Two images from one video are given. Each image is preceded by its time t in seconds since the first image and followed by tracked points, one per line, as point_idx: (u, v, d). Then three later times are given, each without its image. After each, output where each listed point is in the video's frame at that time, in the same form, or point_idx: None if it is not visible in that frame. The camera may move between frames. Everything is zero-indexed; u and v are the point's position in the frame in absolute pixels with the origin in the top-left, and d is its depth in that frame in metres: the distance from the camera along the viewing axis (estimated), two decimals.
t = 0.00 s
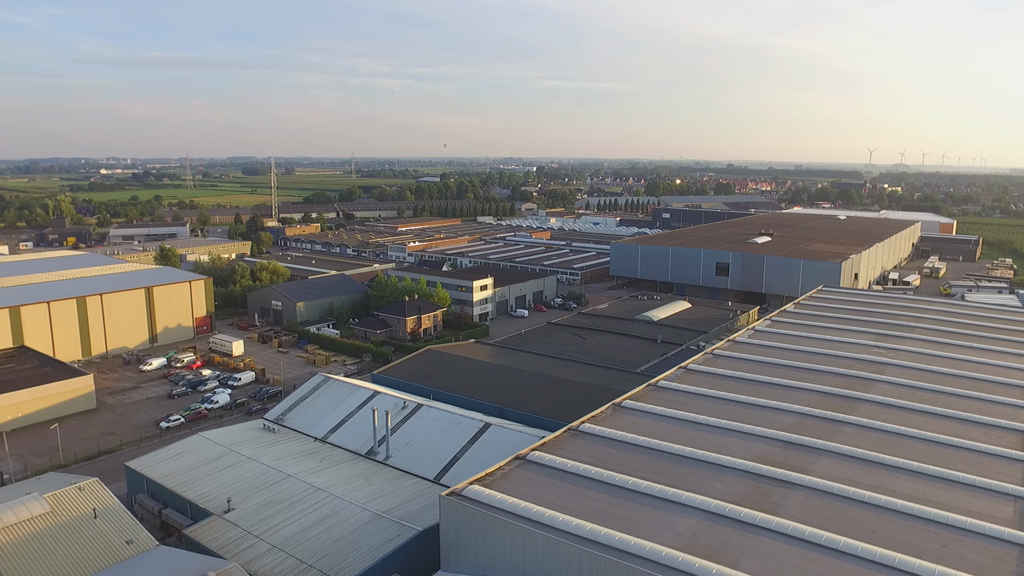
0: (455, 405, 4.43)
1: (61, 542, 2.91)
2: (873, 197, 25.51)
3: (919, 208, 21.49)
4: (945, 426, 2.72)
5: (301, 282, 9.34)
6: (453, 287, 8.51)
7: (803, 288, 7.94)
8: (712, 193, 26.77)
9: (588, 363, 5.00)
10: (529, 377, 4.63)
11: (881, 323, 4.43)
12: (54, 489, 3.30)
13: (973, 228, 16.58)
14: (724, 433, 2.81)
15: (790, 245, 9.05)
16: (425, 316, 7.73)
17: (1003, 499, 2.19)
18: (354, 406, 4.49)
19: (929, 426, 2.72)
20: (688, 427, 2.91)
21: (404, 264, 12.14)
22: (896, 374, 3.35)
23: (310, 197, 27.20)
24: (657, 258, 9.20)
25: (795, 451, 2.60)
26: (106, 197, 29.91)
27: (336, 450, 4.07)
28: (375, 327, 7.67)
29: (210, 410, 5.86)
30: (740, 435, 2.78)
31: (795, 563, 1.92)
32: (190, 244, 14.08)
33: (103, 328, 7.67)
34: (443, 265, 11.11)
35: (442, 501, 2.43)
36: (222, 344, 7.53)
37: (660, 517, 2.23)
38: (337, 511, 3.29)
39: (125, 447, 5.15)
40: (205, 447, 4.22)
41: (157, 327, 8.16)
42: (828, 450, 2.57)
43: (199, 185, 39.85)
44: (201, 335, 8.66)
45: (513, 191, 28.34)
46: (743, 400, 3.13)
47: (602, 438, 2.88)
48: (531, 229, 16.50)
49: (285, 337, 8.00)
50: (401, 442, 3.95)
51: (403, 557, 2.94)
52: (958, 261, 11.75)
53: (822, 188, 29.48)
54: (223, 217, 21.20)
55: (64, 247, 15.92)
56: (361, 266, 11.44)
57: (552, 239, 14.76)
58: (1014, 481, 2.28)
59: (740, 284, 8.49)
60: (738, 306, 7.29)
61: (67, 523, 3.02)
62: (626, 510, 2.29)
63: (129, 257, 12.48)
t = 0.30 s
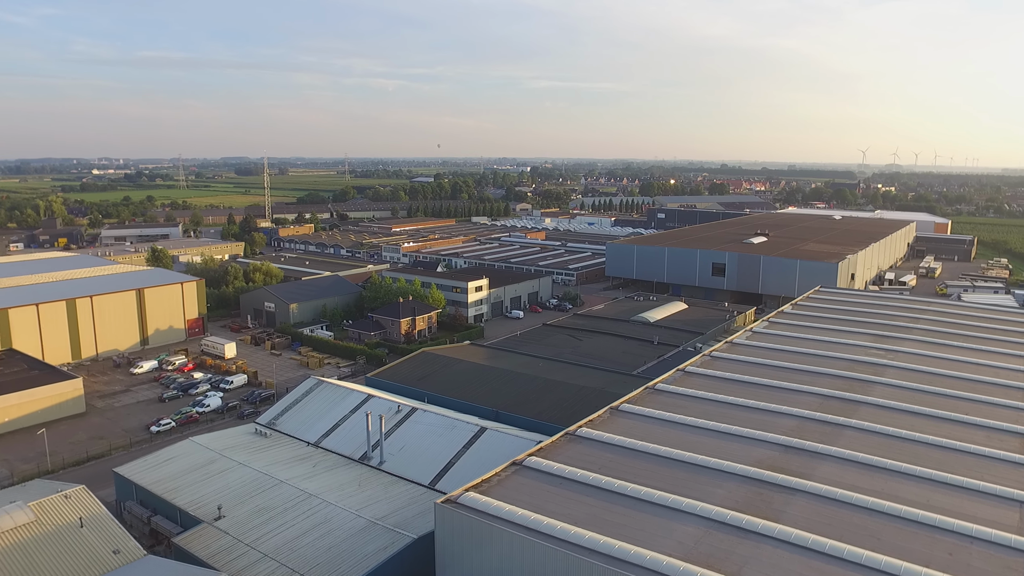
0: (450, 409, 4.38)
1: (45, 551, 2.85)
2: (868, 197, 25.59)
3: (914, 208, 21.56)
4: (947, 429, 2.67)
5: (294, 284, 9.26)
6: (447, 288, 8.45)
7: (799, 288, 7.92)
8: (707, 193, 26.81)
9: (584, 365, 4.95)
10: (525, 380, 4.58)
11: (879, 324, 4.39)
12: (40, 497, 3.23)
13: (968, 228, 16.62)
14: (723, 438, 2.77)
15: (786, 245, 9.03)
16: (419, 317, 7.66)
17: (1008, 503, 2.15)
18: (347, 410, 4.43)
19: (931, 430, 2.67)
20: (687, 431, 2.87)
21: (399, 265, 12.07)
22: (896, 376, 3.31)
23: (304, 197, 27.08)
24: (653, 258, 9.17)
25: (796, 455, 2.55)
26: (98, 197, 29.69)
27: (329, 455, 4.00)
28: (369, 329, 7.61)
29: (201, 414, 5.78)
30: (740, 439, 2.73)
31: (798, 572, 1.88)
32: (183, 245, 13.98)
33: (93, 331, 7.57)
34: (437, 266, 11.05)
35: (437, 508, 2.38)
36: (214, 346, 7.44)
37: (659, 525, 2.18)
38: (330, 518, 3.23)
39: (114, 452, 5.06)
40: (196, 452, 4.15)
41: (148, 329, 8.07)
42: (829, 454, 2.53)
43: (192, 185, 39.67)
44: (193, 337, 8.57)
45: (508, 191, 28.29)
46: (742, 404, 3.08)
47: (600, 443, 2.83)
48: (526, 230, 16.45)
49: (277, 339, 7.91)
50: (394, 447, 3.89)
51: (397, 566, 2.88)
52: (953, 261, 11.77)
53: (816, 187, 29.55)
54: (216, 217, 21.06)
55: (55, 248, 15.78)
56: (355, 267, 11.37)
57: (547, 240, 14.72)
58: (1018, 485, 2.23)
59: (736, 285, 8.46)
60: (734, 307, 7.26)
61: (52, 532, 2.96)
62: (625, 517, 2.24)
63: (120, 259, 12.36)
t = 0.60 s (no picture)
0: (441, 413, 4.32)
1: (23, 562, 2.77)
2: (857, 197, 25.72)
3: (903, 208, 21.69)
4: (943, 432, 2.64)
5: (282, 285, 9.15)
6: (438, 289, 8.38)
7: (791, 289, 7.91)
8: (697, 193, 26.87)
9: (576, 367, 4.90)
10: (516, 383, 4.53)
11: (872, 326, 4.38)
12: (18, 507, 3.14)
13: (957, 228, 16.74)
14: (719, 442, 2.73)
15: (778, 245, 9.03)
16: (409, 319, 7.58)
17: (1007, 507, 2.10)
18: (336, 415, 4.35)
19: (928, 433, 2.64)
20: (682, 436, 2.83)
21: (388, 266, 11.98)
22: (890, 378, 3.29)
23: (293, 198, 26.88)
24: (644, 259, 9.15)
25: (793, 459, 2.52)
26: (84, 197, 29.33)
27: (318, 460, 3.93)
28: (359, 331, 7.53)
29: (187, 418, 5.69)
30: (736, 444, 2.69)
31: None
32: (170, 246, 13.81)
33: (77, 333, 7.44)
34: (428, 267, 10.97)
35: (428, 515, 2.32)
36: (201, 349, 7.33)
37: (655, 532, 2.13)
38: (318, 526, 3.16)
39: (98, 458, 4.96)
40: (181, 458, 4.07)
41: (133, 331, 7.94)
42: (826, 458, 2.49)
43: (180, 185, 39.34)
44: (180, 339, 8.45)
45: (498, 192, 28.22)
46: (737, 407, 3.05)
47: (594, 447, 2.78)
48: (516, 230, 16.39)
49: (266, 341, 7.81)
50: (384, 452, 3.83)
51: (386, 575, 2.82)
52: (943, 260, 11.82)
53: (806, 187, 29.69)
54: (204, 218, 20.85)
55: (40, 249, 15.56)
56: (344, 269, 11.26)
57: (538, 240, 14.68)
58: (1017, 489, 2.19)
59: (728, 285, 8.45)
60: (726, 308, 7.24)
61: (31, 542, 2.88)
62: (620, 525, 2.20)
63: (106, 260, 12.18)
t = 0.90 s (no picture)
0: (429, 416, 4.25)
1: None
2: (843, 197, 25.92)
3: (888, 208, 21.88)
4: (937, 434, 2.61)
5: (268, 287, 9.04)
6: (425, 290, 8.30)
7: (779, 289, 7.92)
8: (685, 193, 26.97)
9: (566, 369, 4.85)
10: (505, 386, 4.47)
11: (862, 325, 4.36)
12: None
13: (942, 227, 16.89)
14: (712, 446, 2.69)
15: (766, 245, 9.04)
16: (396, 321, 7.50)
17: (1004, 512, 2.07)
18: (322, 420, 4.27)
19: (921, 435, 2.61)
20: (674, 439, 2.78)
21: (375, 267, 11.89)
22: (882, 379, 3.27)
23: (280, 199, 26.66)
24: (633, 259, 9.12)
25: (787, 463, 2.48)
26: (66, 198, 28.89)
27: (304, 467, 3.85)
28: (345, 333, 7.43)
29: (170, 424, 5.58)
30: (729, 447, 2.66)
31: None
32: (153, 247, 13.59)
33: (58, 337, 7.28)
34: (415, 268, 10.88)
35: (416, 525, 2.26)
36: (185, 352, 7.20)
37: (649, 541, 2.08)
38: (303, 535, 3.08)
39: (78, 466, 4.85)
40: (163, 466, 3.97)
41: (115, 335, 7.79)
42: (820, 462, 2.45)
43: (165, 187, 38.89)
44: (163, 342, 8.31)
45: (486, 192, 28.16)
46: (730, 410, 3.01)
47: (585, 452, 2.74)
48: (504, 231, 16.34)
49: (251, 344, 7.70)
50: (371, 458, 3.76)
51: None
52: (929, 259, 11.90)
53: (792, 187, 29.87)
54: (189, 219, 20.60)
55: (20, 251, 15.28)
56: (331, 270, 11.15)
57: (526, 241, 14.63)
58: (1013, 493, 2.16)
59: (716, 285, 8.45)
60: (716, 308, 7.23)
61: (4, 555, 2.78)
62: (613, 533, 2.14)
63: (88, 263, 11.98)
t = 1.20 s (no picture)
0: (413, 422, 4.19)
1: None
2: (825, 199, 26.20)
3: (870, 210, 22.14)
4: (924, 437, 2.61)
5: (249, 290, 8.90)
6: (409, 293, 8.22)
7: (764, 291, 7.95)
8: (668, 195, 27.11)
9: (551, 373, 4.81)
10: (490, 390, 4.42)
11: (848, 328, 4.37)
12: None
13: (922, 230, 17.10)
14: (701, 451, 2.65)
15: (751, 247, 9.07)
16: (380, 325, 7.42)
17: (996, 516, 2.05)
18: (304, 426, 4.19)
19: (910, 438, 2.60)
20: (662, 444, 2.75)
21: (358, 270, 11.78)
22: (869, 382, 3.26)
23: (262, 201, 26.40)
24: (618, 262, 9.12)
25: (776, 468, 2.45)
26: (43, 200, 28.37)
27: (285, 474, 3.77)
28: (328, 337, 7.34)
29: (149, 430, 5.45)
30: (717, 452, 2.63)
31: None
32: (131, 250, 13.34)
33: (32, 342, 7.10)
34: (399, 271, 10.79)
35: (400, 535, 2.19)
36: (164, 357, 7.06)
37: (640, 549, 2.04)
38: (285, 545, 3.00)
39: (52, 475, 4.71)
40: (139, 475, 3.86)
41: (92, 339, 7.62)
42: (810, 466, 2.43)
43: (144, 188, 38.32)
44: (142, 347, 8.14)
45: (470, 194, 28.09)
46: (718, 414, 2.99)
47: (573, 458, 2.69)
48: (488, 233, 16.27)
49: (232, 348, 7.57)
50: (354, 464, 3.68)
51: None
52: (911, 261, 12.04)
53: (775, 189, 30.11)
54: (169, 221, 20.31)
55: None
56: (314, 272, 11.03)
57: (511, 243, 14.57)
58: (1003, 496, 2.15)
59: (702, 288, 8.46)
60: (701, 311, 7.23)
61: None
62: (602, 542, 2.10)
63: (65, 265, 11.74)
